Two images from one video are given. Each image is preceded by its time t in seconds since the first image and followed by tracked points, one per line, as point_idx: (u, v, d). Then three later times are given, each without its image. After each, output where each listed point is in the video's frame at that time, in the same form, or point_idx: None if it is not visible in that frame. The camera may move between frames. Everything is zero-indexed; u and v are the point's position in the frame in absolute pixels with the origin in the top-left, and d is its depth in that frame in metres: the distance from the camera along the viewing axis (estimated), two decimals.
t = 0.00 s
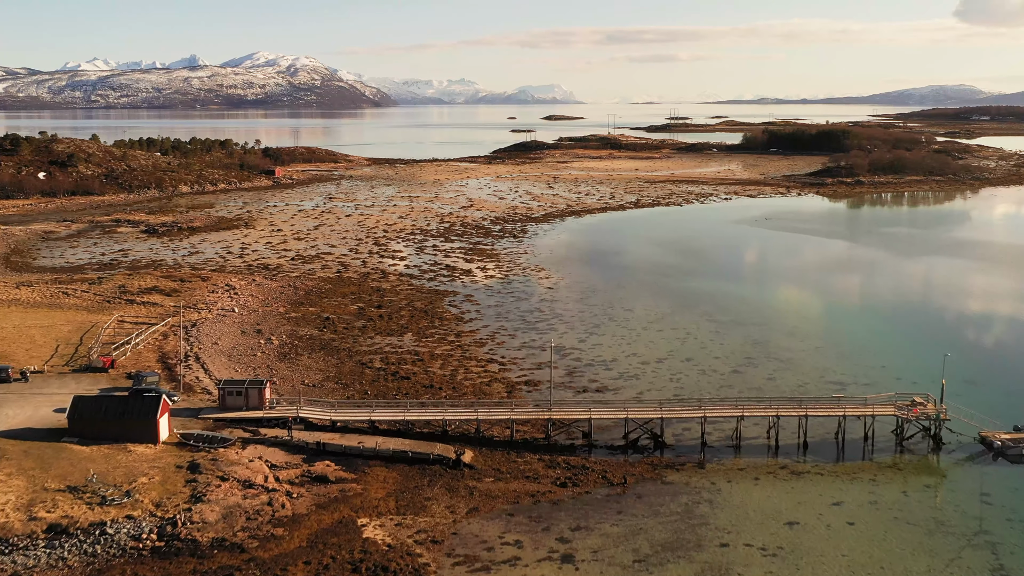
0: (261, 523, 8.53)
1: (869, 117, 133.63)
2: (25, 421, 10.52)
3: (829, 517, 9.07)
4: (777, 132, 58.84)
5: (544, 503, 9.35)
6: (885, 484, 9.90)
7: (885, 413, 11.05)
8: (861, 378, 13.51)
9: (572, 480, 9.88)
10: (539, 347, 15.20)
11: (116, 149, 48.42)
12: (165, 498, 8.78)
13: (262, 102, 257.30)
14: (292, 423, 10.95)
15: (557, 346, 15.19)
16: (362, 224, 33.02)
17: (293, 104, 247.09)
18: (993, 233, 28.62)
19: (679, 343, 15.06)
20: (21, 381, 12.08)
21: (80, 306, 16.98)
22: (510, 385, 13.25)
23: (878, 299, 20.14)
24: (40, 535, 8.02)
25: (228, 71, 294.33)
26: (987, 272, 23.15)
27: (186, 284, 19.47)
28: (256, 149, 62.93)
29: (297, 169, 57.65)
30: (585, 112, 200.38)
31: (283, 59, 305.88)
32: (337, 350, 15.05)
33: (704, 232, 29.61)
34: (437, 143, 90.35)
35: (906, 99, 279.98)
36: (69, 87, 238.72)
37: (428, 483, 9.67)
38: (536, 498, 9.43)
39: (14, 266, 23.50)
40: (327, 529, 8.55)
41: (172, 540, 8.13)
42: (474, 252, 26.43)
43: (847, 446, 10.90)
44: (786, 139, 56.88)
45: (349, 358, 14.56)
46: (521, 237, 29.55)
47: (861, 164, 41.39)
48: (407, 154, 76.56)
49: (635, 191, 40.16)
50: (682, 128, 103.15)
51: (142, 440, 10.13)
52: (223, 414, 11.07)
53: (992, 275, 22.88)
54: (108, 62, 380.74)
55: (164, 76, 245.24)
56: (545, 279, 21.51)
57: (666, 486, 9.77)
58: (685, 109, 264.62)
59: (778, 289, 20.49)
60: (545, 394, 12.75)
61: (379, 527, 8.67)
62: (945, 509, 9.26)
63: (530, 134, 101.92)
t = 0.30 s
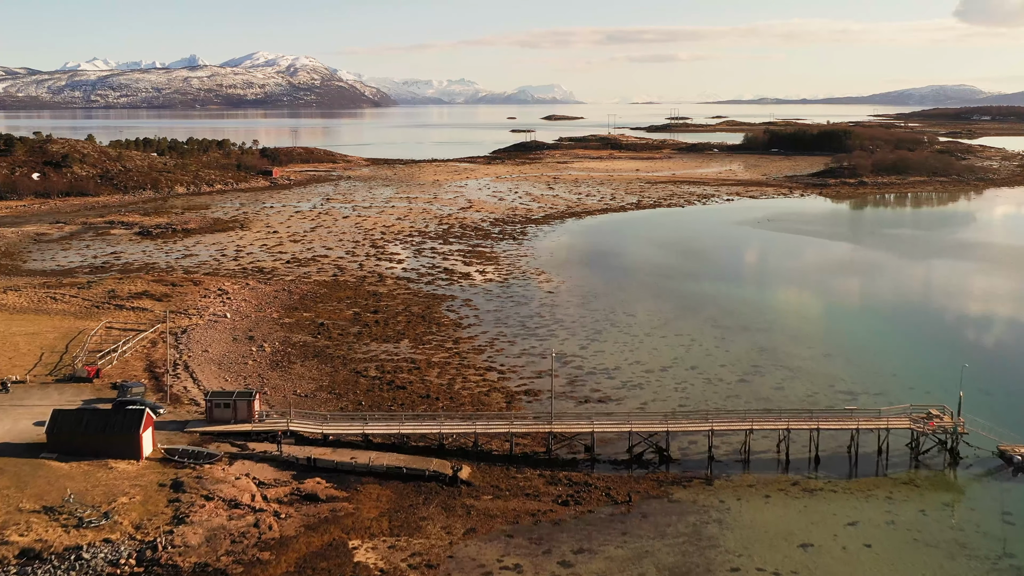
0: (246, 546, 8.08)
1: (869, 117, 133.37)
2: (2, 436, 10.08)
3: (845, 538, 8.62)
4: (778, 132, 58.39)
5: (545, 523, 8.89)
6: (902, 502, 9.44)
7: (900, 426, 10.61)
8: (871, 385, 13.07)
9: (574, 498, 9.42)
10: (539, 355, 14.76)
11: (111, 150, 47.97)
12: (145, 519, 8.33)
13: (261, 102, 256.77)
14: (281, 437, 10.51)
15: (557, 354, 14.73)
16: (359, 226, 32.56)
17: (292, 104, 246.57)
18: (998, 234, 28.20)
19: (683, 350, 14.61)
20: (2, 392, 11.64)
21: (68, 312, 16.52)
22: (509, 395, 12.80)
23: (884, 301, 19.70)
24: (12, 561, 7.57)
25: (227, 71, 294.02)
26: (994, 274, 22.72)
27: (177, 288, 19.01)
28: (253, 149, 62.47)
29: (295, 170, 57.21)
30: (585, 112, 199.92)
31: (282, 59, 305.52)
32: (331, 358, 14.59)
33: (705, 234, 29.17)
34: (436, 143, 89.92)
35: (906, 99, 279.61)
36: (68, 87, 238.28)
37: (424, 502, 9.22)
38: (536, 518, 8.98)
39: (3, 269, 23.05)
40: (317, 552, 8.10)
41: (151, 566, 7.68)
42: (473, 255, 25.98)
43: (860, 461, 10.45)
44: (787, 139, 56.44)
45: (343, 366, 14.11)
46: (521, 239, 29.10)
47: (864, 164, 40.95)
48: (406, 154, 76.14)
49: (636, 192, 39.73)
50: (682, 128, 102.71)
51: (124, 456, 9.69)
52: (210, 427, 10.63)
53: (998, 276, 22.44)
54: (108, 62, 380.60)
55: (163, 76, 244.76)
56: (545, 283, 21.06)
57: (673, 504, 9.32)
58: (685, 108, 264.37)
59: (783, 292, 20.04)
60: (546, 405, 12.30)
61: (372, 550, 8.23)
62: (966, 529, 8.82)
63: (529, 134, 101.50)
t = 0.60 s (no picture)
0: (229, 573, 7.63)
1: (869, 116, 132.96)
2: None
3: (861, 561, 8.17)
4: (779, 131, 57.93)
5: (546, 544, 8.44)
6: (920, 522, 8.99)
7: (916, 440, 10.16)
8: (883, 394, 12.61)
9: (577, 517, 8.97)
10: (540, 363, 14.32)
11: (107, 150, 47.54)
12: (123, 543, 7.88)
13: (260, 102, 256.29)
14: (270, 453, 10.07)
15: (558, 361, 14.26)
16: (356, 228, 32.14)
17: (292, 104, 246.02)
18: (1004, 235, 27.75)
19: (688, 358, 14.16)
20: None
21: (54, 318, 16.07)
22: (508, 406, 12.34)
23: (891, 303, 19.23)
24: None
25: (226, 71, 293.80)
26: (1001, 275, 22.27)
27: (168, 293, 18.56)
28: (251, 149, 62.06)
29: (293, 171, 56.79)
30: (585, 112, 199.33)
31: (281, 59, 305.47)
32: (325, 366, 14.13)
33: (707, 236, 28.73)
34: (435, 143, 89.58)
35: (906, 99, 279.25)
36: (67, 87, 238.00)
37: (418, 521, 8.77)
38: (537, 539, 8.52)
39: None
40: None
41: None
42: (472, 257, 25.53)
43: (875, 476, 10.00)
44: (789, 140, 55.96)
45: (336, 375, 13.64)
46: (520, 241, 28.65)
47: (868, 165, 40.48)
48: (405, 154, 75.74)
49: (637, 193, 39.29)
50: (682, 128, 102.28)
51: (104, 473, 9.23)
52: (196, 442, 10.18)
53: (1006, 278, 21.99)
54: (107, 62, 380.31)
55: (162, 76, 244.66)
56: (545, 287, 20.62)
57: (680, 524, 8.87)
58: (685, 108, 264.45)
59: (788, 295, 19.57)
60: (546, 416, 11.85)
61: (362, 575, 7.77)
62: (989, 552, 8.36)
63: (529, 134, 101.06)
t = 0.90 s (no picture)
0: None
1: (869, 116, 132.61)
2: None
3: None
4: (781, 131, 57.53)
5: (545, 569, 7.99)
6: (940, 543, 8.54)
7: (933, 455, 9.72)
8: (897, 401, 12.17)
9: (578, 539, 8.53)
10: (540, 371, 13.89)
11: (102, 150, 47.12)
12: (98, 570, 7.44)
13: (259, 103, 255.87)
14: (258, 469, 9.64)
15: (558, 370, 13.82)
16: (353, 229, 31.72)
17: (291, 104, 245.53)
18: (1009, 236, 27.36)
19: (692, 365, 13.73)
20: None
21: (39, 325, 15.62)
22: (507, 417, 11.89)
23: (898, 305, 18.79)
24: None
25: (225, 71, 293.44)
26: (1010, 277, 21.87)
27: (158, 298, 18.13)
28: (248, 150, 61.65)
29: (290, 171, 56.36)
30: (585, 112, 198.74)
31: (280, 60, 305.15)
32: (318, 375, 13.68)
33: (708, 238, 28.31)
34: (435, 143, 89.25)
35: (906, 100, 279.09)
36: (66, 87, 237.62)
37: (412, 544, 8.33)
38: (537, 563, 8.07)
39: None
40: None
41: None
42: (471, 260, 25.08)
43: (890, 493, 9.56)
44: (790, 140, 55.51)
45: (330, 385, 13.18)
46: (520, 244, 28.22)
47: (870, 165, 40.06)
48: (404, 154, 75.36)
49: (637, 194, 38.86)
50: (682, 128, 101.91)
51: (81, 492, 8.78)
52: (180, 458, 9.75)
53: (1014, 280, 21.56)
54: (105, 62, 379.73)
55: (161, 77, 244.35)
56: (545, 291, 20.19)
57: (686, 546, 8.43)
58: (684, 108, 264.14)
59: (792, 299, 19.12)
60: (546, 429, 11.41)
61: None
62: None
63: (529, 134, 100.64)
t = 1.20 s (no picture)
0: None
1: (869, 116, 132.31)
2: None
3: None
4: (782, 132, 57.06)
5: None
6: (962, 567, 8.07)
7: (952, 472, 9.26)
8: (910, 414, 11.67)
9: (581, 562, 8.08)
10: (540, 380, 13.44)
11: (97, 151, 46.68)
12: None
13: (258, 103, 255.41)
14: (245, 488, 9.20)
15: (559, 379, 13.37)
16: (350, 231, 31.29)
17: (290, 104, 245.14)
18: (1014, 237, 26.97)
19: (697, 374, 13.27)
20: None
21: (24, 331, 15.19)
22: (506, 429, 11.44)
23: (906, 310, 18.29)
24: None
25: (225, 71, 293.13)
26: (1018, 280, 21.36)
27: (148, 303, 17.69)
28: (246, 150, 61.23)
29: (288, 171, 55.93)
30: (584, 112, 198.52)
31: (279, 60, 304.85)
32: (310, 385, 13.24)
33: (710, 240, 27.88)
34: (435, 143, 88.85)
35: (906, 100, 278.70)
36: (65, 87, 237.26)
37: (405, 569, 7.88)
38: None
39: None
40: None
41: None
42: (470, 263, 24.63)
43: (908, 511, 9.10)
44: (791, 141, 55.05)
45: (322, 395, 12.74)
46: (519, 246, 27.77)
47: (875, 165, 39.62)
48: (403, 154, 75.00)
49: (638, 195, 38.44)
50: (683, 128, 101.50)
51: (57, 513, 8.35)
52: (163, 475, 9.31)
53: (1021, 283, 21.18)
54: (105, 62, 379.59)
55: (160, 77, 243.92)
56: (545, 295, 19.75)
57: (693, 571, 7.98)
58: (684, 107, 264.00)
59: (798, 304, 18.64)
60: (547, 443, 10.96)
61: None
62: None
63: (529, 134, 100.23)
